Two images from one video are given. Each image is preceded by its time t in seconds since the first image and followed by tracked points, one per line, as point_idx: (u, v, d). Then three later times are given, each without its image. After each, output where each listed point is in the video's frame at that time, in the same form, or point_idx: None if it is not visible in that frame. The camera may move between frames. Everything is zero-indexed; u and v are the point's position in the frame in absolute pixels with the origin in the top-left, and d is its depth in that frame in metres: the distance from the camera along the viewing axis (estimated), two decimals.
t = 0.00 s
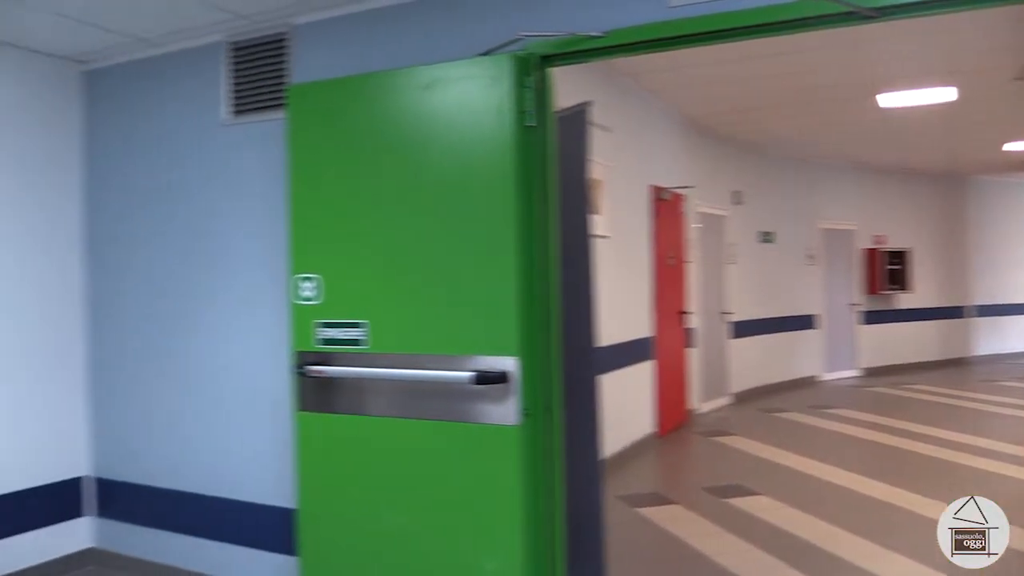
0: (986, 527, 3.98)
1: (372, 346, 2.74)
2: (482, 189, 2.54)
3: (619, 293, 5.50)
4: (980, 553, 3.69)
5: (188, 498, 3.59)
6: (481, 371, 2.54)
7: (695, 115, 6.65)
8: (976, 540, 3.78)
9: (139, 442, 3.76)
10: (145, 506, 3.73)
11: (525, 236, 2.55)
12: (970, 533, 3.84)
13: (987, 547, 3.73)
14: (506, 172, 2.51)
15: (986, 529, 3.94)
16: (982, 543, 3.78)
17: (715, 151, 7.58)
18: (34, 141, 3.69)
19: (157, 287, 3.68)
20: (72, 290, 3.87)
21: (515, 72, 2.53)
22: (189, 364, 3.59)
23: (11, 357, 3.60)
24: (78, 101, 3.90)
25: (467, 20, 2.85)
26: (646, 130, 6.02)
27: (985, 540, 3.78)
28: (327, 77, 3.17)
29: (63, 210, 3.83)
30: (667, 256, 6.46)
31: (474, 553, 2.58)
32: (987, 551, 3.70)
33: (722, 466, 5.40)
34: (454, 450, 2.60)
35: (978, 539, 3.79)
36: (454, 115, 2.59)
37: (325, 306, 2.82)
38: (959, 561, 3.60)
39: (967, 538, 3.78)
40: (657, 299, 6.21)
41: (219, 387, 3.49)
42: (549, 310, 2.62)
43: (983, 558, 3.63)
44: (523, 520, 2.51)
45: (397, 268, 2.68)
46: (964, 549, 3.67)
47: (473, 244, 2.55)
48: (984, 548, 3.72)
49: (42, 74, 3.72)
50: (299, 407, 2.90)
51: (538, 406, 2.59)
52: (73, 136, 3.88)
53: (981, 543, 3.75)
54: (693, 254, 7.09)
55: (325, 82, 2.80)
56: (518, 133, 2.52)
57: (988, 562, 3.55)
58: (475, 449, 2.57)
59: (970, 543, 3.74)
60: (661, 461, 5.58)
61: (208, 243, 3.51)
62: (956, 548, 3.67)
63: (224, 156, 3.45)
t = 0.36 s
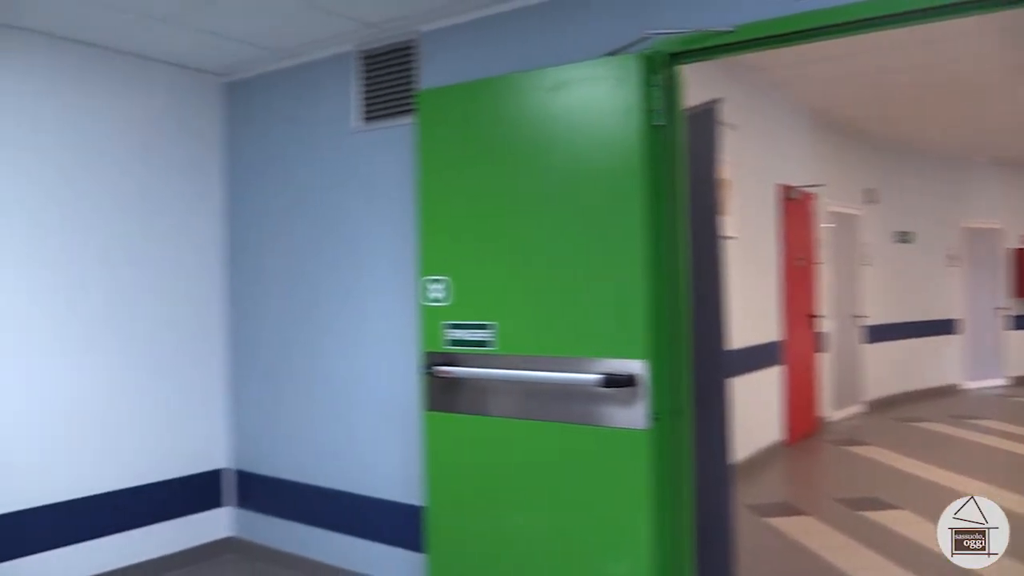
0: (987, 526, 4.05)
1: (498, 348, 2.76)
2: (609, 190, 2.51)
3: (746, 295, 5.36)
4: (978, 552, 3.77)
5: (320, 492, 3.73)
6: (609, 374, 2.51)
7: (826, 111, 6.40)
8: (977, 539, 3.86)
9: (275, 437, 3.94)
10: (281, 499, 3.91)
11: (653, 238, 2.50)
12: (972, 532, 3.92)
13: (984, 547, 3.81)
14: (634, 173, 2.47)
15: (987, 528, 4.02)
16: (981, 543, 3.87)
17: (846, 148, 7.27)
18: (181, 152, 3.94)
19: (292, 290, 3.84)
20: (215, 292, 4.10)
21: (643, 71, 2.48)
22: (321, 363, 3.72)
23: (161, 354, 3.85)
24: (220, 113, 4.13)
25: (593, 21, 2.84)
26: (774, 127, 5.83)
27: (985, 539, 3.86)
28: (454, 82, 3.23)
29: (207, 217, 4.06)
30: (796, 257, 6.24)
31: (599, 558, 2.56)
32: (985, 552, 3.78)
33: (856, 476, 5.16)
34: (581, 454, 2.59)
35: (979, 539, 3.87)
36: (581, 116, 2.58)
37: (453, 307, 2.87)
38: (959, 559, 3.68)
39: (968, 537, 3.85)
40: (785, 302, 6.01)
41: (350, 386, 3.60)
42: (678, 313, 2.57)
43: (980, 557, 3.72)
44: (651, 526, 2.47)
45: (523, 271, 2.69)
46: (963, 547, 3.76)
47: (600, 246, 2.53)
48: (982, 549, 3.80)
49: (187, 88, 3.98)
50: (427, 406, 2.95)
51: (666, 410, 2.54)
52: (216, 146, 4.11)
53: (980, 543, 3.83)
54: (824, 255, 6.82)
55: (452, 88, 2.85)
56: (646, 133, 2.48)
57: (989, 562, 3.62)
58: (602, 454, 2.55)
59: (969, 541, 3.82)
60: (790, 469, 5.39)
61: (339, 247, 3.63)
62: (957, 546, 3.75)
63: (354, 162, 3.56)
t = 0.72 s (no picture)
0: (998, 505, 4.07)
1: (623, 350, 2.74)
2: (737, 189, 2.45)
3: (879, 298, 5.12)
4: None
5: (441, 490, 3.82)
6: (739, 377, 2.44)
7: (967, 101, 6.03)
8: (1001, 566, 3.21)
9: (399, 435, 4.06)
10: (401, 494, 4.04)
11: (784, 238, 2.41)
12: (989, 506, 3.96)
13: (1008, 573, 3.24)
14: (763, 170, 2.39)
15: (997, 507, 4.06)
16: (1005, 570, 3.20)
17: (990, 140, 6.83)
18: (307, 160, 4.16)
19: (415, 292, 3.95)
20: (342, 293, 4.31)
21: (773, 65, 2.40)
22: (446, 363, 3.79)
23: (289, 352, 4.07)
24: (346, 121, 4.34)
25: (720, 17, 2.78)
26: (910, 121, 5.55)
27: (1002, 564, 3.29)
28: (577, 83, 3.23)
29: (333, 221, 4.27)
30: (935, 257, 5.91)
31: (725, 567, 2.49)
32: None
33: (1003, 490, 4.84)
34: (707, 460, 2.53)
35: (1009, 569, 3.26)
36: (708, 113, 2.52)
37: (576, 310, 2.87)
38: None
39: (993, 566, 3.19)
40: (922, 304, 5.71)
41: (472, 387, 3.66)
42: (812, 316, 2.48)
43: None
44: (780, 538, 2.38)
45: (647, 273, 2.66)
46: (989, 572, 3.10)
47: (728, 245, 2.46)
48: None
49: (315, 98, 4.20)
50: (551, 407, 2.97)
51: (799, 417, 2.44)
52: (342, 153, 4.32)
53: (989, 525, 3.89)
54: (964, 254, 6.43)
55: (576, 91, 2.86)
56: (776, 129, 2.40)
57: (988, 562, 3.69)
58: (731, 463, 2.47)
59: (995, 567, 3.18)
60: (928, 480, 5.11)
61: (462, 251, 3.70)
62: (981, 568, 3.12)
63: (474, 166, 3.63)
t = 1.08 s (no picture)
0: (991, 525, 2.50)
1: (738, 351, 2.68)
2: (860, 183, 2.36)
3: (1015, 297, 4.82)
4: (978, 555, 2.47)
5: (549, 490, 3.83)
6: (862, 380, 2.35)
7: None
8: (977, 535, 2.47)
9: (508, 434, 4.09)
10: (509, 494, 4.07)
11: (912, 234, 2.31)
12: (968, 529, 2.46)
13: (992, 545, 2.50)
14: (889, 164, 2.30)
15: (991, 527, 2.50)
16: (985, 543, 2.48)
17: None
18: (416, 163, 4.24)
19: (524, 292, 3.97)
20: (450, 294, 4.36)
21: (898, 53, 2.30)
22: (554, 364, 3.80)
23: (399, 352, 4.16)
24: (454, 123, 4.39)
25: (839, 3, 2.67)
26: None
27: (986, 534, 2.52)
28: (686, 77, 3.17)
29: (441, 222, 4.33)
30: None
31: None
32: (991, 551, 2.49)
33: None
34: (830, 466, 2.43)
35: (980, 535, 2.48)
36: (827, 106, 2.44)
37: (689, 310, 2.83)
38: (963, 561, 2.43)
39: (965, 532, 2.45)
40: None
41: (582, 388, 3.65)
42: (943, 315, 2.35)
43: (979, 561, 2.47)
44: (907, 550, 2.27)
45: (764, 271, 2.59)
46: (968, 543, 2.45)
47: (850, 242, 2.37)
48: (986, 548, 2.49)
49: (423, 101, 4.27)
50: (662, 409, 2.95)
51: (929, 422, 2.33)
52: (449, 155, 4.37)
53: (982, 540, 2.49)
54: None
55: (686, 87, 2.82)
56: (902, 120, 2.30)
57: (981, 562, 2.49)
58: (856, 469, 2.37)
59: (976, 537, 2.47)
60: None
61: (571, 251, 3.69)
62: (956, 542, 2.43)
63: (581, 166, 3.61)
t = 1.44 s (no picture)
0: (990, 523, 2.31)
1: (843, 353, 2.69)
2: (974, 178, 2.32)
3: None
4: (976, 557, 2.36)
5: (645, 493, 3.79)
6: (980, 386, 2.31)
7: None
8: (975, 535, 2.34)
9: (602, 435, 4.07)
10: (603, 495, 4.05)
11: None
12: (966, 529, 2.35)
13: (991, 547, 2.32)
14: (1004, 158, 2.26)
15: (989, 526, 2.31)
16: (984, 542, 2.33)
17: None
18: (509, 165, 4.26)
19: (619, 292, 3.94)
20: (543, 294, 4.38)
21: (1014, 42, 2.25)
22: (651, 366, 3.75)
23: (492, 353, 4.19)
24: (547, 124, 4.39)
25: None
26: None
27: (987, 535, 2.33)
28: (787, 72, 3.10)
29: (534, 222, 4.35)
30: None
31: None
32: (991, 551, 2.33)
33: None
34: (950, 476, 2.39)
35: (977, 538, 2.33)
36: (937, 100, 2.42)
37: (793, 311, 2.86)
38: (960, 563, 2.38)
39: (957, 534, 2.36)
40: None
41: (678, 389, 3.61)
42: None
43: (980, 561, 2.36)
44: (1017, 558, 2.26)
45: (872, 271, 2.59)
46: (966, 545, 2.36)
47: (964, 239, 2.34)
48: (985, 549, 2.34)
49: (516, 101, 4.29)
50: (762, 411, 3.02)
51: None
52: (543, 155, 4.38)
53: (981, 541, 2.34)
54: None
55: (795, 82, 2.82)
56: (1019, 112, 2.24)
57: None
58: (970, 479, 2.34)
59: (974, 538, 2.34)
60: None
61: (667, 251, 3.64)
62: (953, 542, 2.39)
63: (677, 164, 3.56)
